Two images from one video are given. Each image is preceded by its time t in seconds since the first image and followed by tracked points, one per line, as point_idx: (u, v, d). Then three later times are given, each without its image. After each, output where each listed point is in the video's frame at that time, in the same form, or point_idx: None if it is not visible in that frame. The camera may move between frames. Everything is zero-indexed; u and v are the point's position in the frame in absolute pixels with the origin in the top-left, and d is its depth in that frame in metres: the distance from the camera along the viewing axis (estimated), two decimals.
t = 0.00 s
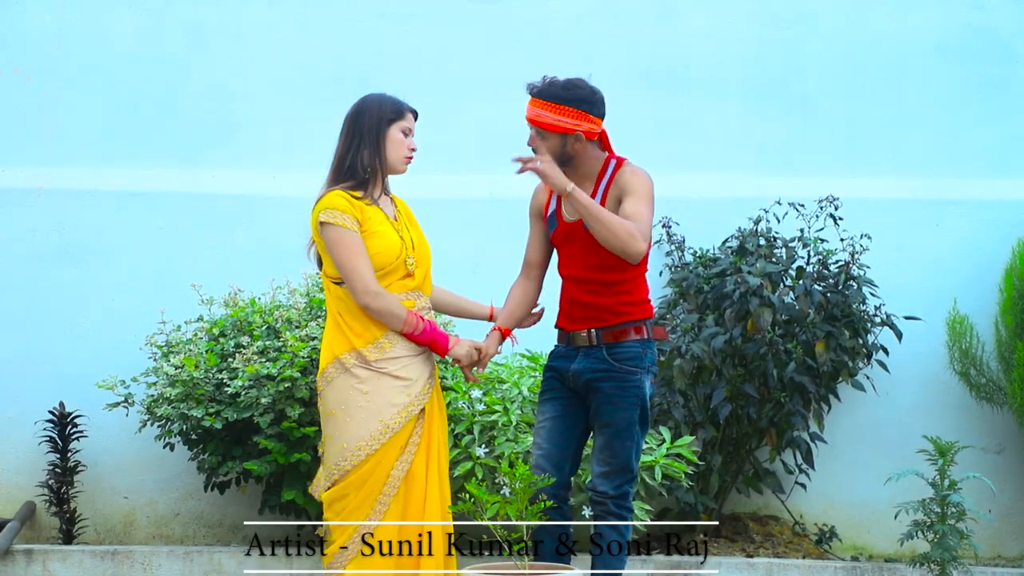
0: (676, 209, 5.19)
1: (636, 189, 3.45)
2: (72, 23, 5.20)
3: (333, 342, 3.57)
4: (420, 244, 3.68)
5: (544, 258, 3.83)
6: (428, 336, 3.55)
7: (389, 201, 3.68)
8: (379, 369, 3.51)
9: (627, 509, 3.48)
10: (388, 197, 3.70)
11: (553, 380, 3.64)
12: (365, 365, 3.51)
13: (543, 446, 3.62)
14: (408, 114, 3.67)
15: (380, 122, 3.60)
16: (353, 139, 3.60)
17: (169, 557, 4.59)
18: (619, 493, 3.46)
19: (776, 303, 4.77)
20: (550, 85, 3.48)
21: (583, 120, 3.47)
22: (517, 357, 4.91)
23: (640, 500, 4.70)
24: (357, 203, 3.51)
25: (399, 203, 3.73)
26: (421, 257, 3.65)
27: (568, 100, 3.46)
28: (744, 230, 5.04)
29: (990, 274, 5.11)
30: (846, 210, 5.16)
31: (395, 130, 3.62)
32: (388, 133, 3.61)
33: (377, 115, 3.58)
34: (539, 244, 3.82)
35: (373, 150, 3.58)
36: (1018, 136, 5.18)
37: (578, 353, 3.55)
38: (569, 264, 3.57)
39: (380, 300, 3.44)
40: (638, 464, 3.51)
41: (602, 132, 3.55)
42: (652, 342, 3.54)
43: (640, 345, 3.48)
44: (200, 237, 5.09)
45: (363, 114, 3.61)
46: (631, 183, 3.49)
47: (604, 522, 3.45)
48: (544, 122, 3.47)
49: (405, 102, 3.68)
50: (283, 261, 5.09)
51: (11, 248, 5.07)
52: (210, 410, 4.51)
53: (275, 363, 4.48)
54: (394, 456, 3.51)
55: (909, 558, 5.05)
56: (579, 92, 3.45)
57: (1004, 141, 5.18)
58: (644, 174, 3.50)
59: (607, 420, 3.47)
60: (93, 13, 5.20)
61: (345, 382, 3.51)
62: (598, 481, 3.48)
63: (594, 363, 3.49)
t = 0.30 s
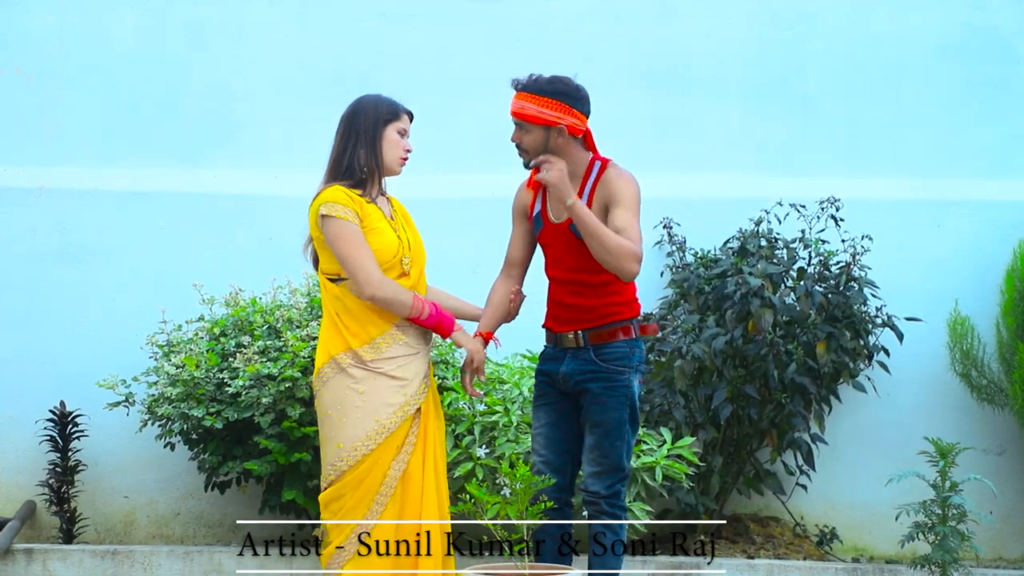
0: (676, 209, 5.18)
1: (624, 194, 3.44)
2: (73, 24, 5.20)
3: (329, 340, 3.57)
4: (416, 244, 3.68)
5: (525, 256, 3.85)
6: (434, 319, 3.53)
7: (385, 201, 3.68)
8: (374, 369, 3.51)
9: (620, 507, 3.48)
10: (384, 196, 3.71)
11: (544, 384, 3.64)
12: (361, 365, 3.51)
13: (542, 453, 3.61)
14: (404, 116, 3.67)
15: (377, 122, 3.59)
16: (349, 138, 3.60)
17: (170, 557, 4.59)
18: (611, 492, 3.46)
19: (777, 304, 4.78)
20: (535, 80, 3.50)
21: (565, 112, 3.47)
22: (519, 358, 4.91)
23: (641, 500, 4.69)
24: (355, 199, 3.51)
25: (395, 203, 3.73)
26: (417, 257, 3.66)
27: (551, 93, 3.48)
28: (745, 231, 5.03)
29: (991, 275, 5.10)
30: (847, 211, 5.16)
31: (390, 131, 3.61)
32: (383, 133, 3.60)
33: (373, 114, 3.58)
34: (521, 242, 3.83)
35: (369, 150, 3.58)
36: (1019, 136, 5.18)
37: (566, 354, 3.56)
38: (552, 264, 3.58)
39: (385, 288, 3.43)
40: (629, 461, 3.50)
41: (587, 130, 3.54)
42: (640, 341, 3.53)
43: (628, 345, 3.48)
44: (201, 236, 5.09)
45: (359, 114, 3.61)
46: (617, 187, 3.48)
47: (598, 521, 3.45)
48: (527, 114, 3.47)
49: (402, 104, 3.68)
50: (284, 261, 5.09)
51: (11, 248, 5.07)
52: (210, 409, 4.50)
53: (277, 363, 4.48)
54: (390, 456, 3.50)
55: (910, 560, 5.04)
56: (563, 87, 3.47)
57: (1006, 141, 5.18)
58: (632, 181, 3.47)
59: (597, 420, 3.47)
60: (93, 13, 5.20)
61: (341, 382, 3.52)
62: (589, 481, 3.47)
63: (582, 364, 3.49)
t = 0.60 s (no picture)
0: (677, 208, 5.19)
1: (631, 196, 3.43)
2: (73, 24, 5.20)
3: (328, 339, 3.55)
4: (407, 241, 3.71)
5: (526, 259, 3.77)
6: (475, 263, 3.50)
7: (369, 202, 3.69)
8: (376, 367, 3.51)
9: (617, 505, 3.49)
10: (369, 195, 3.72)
11: (531, 384, 3.63)
12: (363, 363, 3.51)
13: (537, 454, 3.61)
14: (396, 127, 3.67)
15: (368, 127, 3.59)
16: (338, 137, 3.60)
17: (172, 556, 4.59)
18: (607, 491, 3.47)
19: (778, 302, 4.77)
20: (542, 63, 3.59)
21: (570, 90, 3.56)
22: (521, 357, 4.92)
23: (643, 499, 4.69)
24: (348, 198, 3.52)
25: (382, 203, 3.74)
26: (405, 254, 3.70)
27: (558, 73, 3.56)
28: (746, 229, 5.03)
29: (993, 273, 5.10)
30: (849, 210, 5.16)
31: (379, 139, 3.61)
32: (372, 140, 3.60)
33: (366, 118, 3.57)
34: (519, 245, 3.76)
35: (357, 152, 3.59)
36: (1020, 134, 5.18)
37: (554, 352, 3.55)
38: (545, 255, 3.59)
39: (419, 242, 3.45)
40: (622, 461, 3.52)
41: (589, 117, 3.62)
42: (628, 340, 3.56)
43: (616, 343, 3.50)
44: (202, 236, 5.10)
45: (353, 114, 3.60)
46: (622, 185, 3.46)
47: (595, 520, 3.46)
48: (532, 90, 3.54)
49: (395, 115, 3.68)
50: (286, 261, 5.09)
51: (12, 248, 5.07)
52: (212, 409, 4.50)
53: (278, 362, 4.49)
54: (393, 452, 3.51)
55: (912, 558, 5.04)
56: (569, 67, 3.57)
57: (1007, 140, 5.18)
58: (637, 179, 3.48)
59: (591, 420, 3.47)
60: (93, 14, 5.20)
61: (343, 382, 3.51)
62: (585, 481, 3.48)
63: (571, 363, 3.50)
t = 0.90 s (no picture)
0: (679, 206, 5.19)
1: (633, 190, 3.47)
2: (75, 24, 5.21)
3: (337, 337, 3.54)
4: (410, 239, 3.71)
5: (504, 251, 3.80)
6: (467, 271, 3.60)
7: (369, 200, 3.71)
8: (388, 365, 3.52)
9: (618, 504, 3.49)
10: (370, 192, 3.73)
11: (532, 383, 3.63)
12: (374, 362, 3.51)
13: (538, 452, 3.61)
14: (394, 124, 3.67)
15: (369, 127, 3.59)
16: (339, 137, 3.59)
17: (175, 556, 4.59)
18: (608, 490, 3.48)
19: (780, 300, 4.78)
20: (539, 62, 3.63)
21: (569, 85, 3.58)
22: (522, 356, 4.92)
23: (646, 498, 4.69)
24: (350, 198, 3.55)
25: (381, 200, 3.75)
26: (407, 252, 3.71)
27: (556, 69, 3.60)
28: (749, 227, 5.03)
29: (996, 271, 5.10)
30: (851, 208, 5.15)
31: (380, 137, 3.61)
32: (373, 139, 3.60)
33: (366, 117, 3.58)
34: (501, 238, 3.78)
35: (359, 152, 3.59)
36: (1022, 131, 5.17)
37: (556, 351, 3.54)
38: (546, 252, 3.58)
39: (423, 251, 3.49)
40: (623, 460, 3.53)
41: (588, 114, 3.64)
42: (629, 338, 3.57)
43: (619, 341, 3.50)
44: (203, 236, 5.10)
45: (353, 113, 3.60)
46: (623, 181, 3.49)
47: (597, 519, 3.46)
48: (531, 87, 3.57)
49: (392, 111, 3.68)
50: (288, 260, 5.09)
51: (13, 248, 5.07)
52: (215, 408, 4.51)
53: (281, 361, 4.49)
54: (402, 450, 3.52)
55: (915, 556, 5.04)
56: (566, 64, 3.61)
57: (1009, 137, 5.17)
58: (640, 173, 3.52)
59: (594, 418, 3.48)
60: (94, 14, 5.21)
61: (354, 380, 3.50)
62: (585, 480, 3.49)
63: (574, 361, 3.50)
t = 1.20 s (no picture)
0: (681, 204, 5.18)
1: (620, 181, 3.48)
2: (77, 19, 5.21)
3: (353, 329, 3.58)
4: (441, 237, 3.69)
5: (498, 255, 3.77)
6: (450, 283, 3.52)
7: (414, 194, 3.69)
8: (398, 362, 3.52)
9: (621, 501, 3.49)
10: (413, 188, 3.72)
11: (539, 380, 3.61)
12: (384, 357, 3.52)
13: (541, 449, 3.60)
14: (425, 107, 3.69)
15: (401, 115, 3.61)
16: (374, 132, 3.61)
17: (175, 551, 4.59)
18: (612, 486, 3.48)
19: (782, 299, 4.78)
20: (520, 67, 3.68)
21: (551, 83, 3.61)
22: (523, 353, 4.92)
23: (646, 495, 4.69)
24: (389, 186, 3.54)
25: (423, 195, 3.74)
26: (441, 252, 3.68)
27: (539, 69, 3.64)
28: (751, 226, 5.02)
29: (998, 270, 5.09)
30: (853, 206, 5.15)
31: (414, 122, 3.63)
32: (406, 125, 3.62)
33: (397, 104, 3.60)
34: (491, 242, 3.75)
35: (397, 142, 3.60)
36: None
37: (565, 349, 3.54)
38: (545, 253, 3.58)
39: (409, 260, 3.41)
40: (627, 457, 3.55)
41: (570, 114, 3.64)
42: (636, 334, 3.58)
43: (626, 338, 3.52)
44: (205, 231, 5.10)
45: (383, 106, 3.63)
46: (609, 175, 3.50)
47: (600, 516, 3.45)
48: (512, 88, 3.61)
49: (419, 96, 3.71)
50: (290, 257, 5.10)
51: (15, 242, 5.07)
52: (216, 404, 4.51)
53: (282, 357, 4.49)
54: (407, 448, 3.53)
55: (916, 554, 5.05)
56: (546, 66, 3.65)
57: (1011, 136, 5.16)
58: (624, 166, 3.52)
59: (604, 414, 3.48)
60: (97, 10, 5.22)
61: (363, 374, 3.52)
62: (590, 475, 3.49)
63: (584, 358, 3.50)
